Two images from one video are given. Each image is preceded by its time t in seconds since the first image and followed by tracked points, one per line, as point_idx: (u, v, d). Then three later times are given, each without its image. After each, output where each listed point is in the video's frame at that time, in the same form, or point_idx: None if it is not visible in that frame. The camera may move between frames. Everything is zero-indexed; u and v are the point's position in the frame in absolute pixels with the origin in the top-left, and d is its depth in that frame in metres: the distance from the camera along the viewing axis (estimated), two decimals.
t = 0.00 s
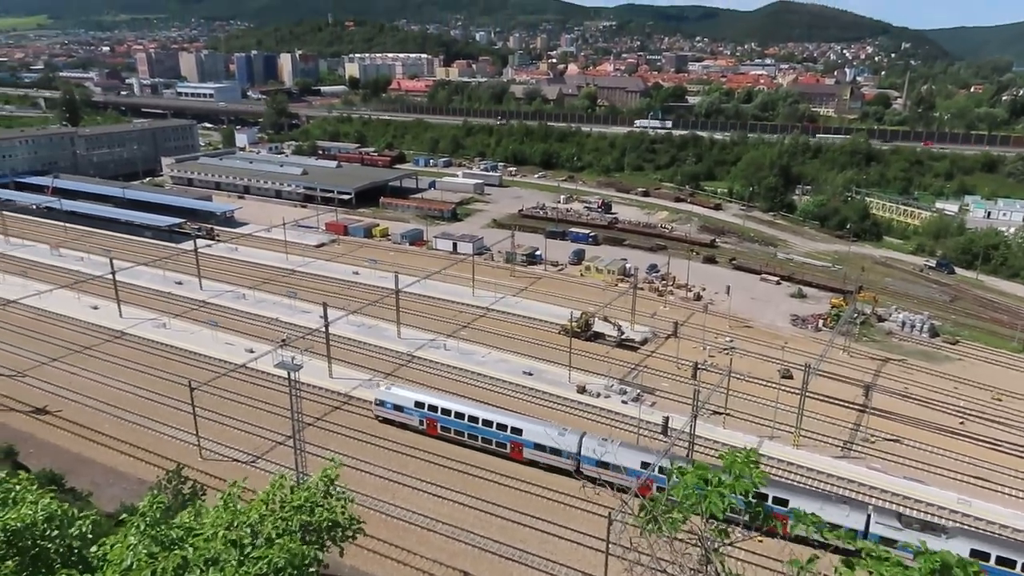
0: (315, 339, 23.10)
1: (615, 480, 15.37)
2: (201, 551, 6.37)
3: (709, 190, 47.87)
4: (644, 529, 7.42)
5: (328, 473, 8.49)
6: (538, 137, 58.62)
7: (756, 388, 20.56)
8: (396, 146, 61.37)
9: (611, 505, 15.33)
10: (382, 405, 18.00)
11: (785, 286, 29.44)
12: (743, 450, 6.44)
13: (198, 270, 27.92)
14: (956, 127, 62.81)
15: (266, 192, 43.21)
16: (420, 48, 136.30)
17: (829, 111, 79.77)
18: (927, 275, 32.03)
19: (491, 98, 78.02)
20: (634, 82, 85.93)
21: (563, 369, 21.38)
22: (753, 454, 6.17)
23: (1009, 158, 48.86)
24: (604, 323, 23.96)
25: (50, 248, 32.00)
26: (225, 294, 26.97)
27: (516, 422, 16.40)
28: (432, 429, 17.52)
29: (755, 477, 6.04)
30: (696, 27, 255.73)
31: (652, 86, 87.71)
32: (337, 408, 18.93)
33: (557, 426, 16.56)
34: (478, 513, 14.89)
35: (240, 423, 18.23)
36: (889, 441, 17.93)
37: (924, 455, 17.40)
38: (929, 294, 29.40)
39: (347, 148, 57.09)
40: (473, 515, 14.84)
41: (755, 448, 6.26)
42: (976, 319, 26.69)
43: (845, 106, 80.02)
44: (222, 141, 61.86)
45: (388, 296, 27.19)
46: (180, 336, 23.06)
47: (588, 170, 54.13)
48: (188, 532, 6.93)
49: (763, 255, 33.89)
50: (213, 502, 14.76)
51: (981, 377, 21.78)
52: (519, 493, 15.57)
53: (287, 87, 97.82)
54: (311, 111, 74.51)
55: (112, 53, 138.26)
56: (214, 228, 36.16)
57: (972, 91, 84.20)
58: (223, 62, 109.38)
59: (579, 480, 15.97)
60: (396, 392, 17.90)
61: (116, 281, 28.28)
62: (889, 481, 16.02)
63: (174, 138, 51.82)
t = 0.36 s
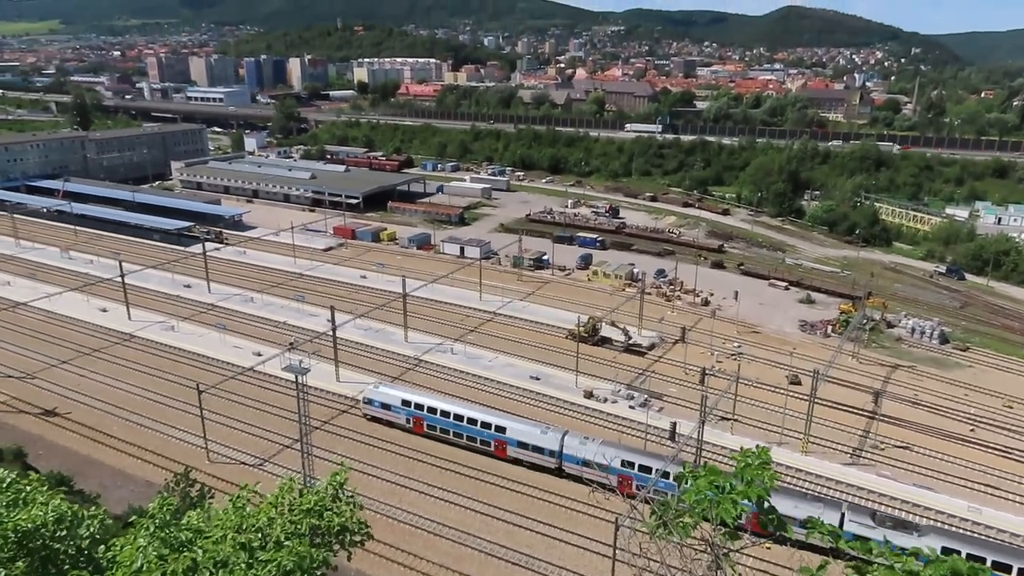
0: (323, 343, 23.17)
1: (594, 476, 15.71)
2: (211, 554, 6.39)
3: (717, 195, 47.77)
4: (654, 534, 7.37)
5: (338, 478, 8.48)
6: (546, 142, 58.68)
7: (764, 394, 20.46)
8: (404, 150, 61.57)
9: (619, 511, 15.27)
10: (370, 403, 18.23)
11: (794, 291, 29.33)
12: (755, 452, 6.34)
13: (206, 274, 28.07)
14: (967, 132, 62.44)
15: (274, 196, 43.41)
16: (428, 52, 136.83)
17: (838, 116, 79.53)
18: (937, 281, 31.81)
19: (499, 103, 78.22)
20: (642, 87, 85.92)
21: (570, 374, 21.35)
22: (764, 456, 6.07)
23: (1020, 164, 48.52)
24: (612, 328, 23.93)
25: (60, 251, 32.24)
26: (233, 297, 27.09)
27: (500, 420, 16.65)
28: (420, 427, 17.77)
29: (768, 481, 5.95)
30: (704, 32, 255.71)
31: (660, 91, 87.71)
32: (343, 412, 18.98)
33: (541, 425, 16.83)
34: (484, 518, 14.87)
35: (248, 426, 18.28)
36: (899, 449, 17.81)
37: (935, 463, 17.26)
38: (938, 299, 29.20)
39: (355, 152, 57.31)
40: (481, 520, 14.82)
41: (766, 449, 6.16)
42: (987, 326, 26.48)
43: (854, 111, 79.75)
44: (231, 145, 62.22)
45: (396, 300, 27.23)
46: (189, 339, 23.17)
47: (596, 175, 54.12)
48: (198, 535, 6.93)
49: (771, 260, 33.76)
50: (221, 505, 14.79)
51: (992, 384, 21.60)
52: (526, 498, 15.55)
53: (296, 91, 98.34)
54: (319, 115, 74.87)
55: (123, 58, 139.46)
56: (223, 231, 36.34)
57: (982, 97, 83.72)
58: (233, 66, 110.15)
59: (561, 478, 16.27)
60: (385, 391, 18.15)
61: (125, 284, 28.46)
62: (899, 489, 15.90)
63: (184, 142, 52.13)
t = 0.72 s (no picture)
0: (332, 346, 23.24)
1: (578, 474, 16.00)
2: (221, 556, 6.46)
3: (727, 199, 47.64)
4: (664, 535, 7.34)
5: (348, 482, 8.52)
6: (556, 146, 58.74)
7: (774, 399, 20.36)
8: (414, 155, 61.78)
9: (628, 516, 15.25)
10: (360, 401, 18.55)
11: (804, 296, 29.20)
12: (762, 455, 6.30)
13: (217, 277, 28.27)
14: (980, 136, 61.97)
15: (284, 200, 43.67)
16: (438, 57, 137.33)
17: (849, 120, 79.17)
18: (950, 286, 31.57)
19: (508, 107, 78.40)
20: (651, 91, 85.87)
21: (579, 379, 21.33)
22: (772, 459, 6.03)
23: None
24: (621, 332, 23.89)
25: (72, 255, 32.55)
26: (244, 300, 27.26)
27: (487, 419, 16.93)
28: (408, 425, 18.08)
29: (776, 485, 5.91)
30: (714, 36, 255.25)
31: (669, 95, 87.63)
32: (351, 415, 19.04)
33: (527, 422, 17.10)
34: (493, 523, 14.88)
35: (258, 429, 18.38)
36: (910, 455, 17.68)
37: (947, 470, 17.11)
38: (950, 305, 29.00)
39: (365, 156, 57.57)
40: (490, 525, 14.82)
41: (774, 452, 6.12)
42: (1000, 331, 26.26)
43: (865, 115, 79.36)
44: (242, 149, 62.67)
45: (405, 303, 27.30)
46: (199, 342, 23.36)
47: (605, 179, 54.12)
48: (209, 537, 6.99)
49: (781, 265, 33.61)
50: (229, 508, 14.87)
51: (1005, 391, 21.40)
52: (534, 503, 15.55)
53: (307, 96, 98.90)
54: (329, 119, 75.25)
55: (136, 62, 140.60)
56: (234, 235, 36.59)
57: (995, 101, 83.08)
58: (244, 71, 111.03)
59: (545, 475, 16.52)
60: (374, 390, 18.47)
61: (137, 287, 28.69)
62: (910, 496, 15.78)
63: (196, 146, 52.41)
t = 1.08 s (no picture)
0: (341, 350, 23.33)
1: (561, 471, 16.26)
2: (233, 557, 6.51)
3: (737, 204, 47.52)
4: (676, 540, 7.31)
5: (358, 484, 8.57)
6: (565, 150, 58.79)
7: (784, 405, 20.28)
8: (423, 159, 61.99)
9: (637, 522, 15.22)
10: (351, 399, 18.88)
11: (814, 301, 29.06)
12: (777, 459, 6.22)
13: (227, 280, 28.47)
14: (993, 140, 61.49)
15: (295, 204, 43.94)
16: (448, 62, 137.80)
17: (860, 124, 78.83)
18: (962, 292, 31.33)
19: (517, 112, 78.58)
20: (661, 95, 85.83)
21: (588, 383, 21.30)
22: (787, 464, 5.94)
23: None
24: (630, 337, 23.86)
25: (85, 258, 32.86)
26: (254, 303, 27.45)
27: (474, 416, 17.21)
28: (398, 423, 18.36)
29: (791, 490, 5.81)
30: (724, 41, 254.82)
31: (679, 99, 87.56)
32: (360, 419, 19.10)
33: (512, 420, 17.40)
34: (502, 527, 14.87)
35: (267, 432, 18.47)
36: (922, 461, 17.54)
37: (960, 477, 16.97)
38: (963, 310, 28.78)
39: (375, 161, 57.82)
40: (499, 530, 14.82)
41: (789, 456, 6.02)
42: (1013, 337, 26.04)
43: (877, 119, 78.98)
44: (253, 153, 63.11)
45: (414, 307, 27.40)
46: (210, 345, 23.53)
47: (615, 183, 54.09)
48: (220, 538, 7.04)
49: (791, 269, 33.48)
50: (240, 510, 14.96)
51: (1018, 397, 21.20)
52: (544, 508, 15.53)
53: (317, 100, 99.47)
54: (340, 123, 75.68)
55: (148, 67, 141.79)
56: (245, 238, 36.85)
57: (1008, 105, 82.47)
58: (255, 76, 111.90)
59: (529, 472, 16.81)
60: (365, 387, 18.77)
61: (149, 290, 28.93)
62: (923, 502, 15.65)
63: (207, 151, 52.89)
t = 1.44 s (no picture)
0: (349, 354, 23.38)
1: (545, 469, 16.52)
2: (241, 561, 6.52)
3: (745, 208, 47.38)
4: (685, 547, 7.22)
5: (366, 489, 8.57)
6: (573, 154, 58.81)
7: (793, 410, 20.18)
8: (431, 163, 62.13)
9: (645, 527, 15.16)
10: (342, 397, 19.18)
11: (823, 306, 28.91)
12: (805, 471, 5.94)
13: (236, 284, 28.59)
14: (1004, 144, 61.09)
15: (303, 208, 44.12)
16: (456, 66, 138.17)
17: (870, 128, 78.52)
18: (973, 297, 31.11)
19: (525, 116, 78.73)
20: (669, 100, 85.77)
21: (595, 388, 21.26)
22: (814, 475, 5.68)
23: None
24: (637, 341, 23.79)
25: (95, 261, 33.08)
26: (263, 307, 27.55)
27: (459, 414, 17.51)
28: (386, 421, 18.64)
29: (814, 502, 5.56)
30: (732, 45, 254.36)
31: (687, 104, 87.48)
32: (367, 422, 19.11)
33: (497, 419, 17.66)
34: (508, 532, 14.86)
35: (274, 435, 18.52)
36: (933, 468, 17.39)
37: (971, 484, 16.81)
38: (973, 316, 28.57)
39: (383, 165, 58.01)
40: (506, 535, 14.79)
41: (815, 467, 5.75)
42: None
43: (886, 124, 78.63)
44: (262, 157, 63.43)
45: (422, 311, 27.42)
46: (218, 348, 23.62)
47: (622, 187, 54.04)
48: (228, 541, 7.06)
49: (800, 274, 33.34)
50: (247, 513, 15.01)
51: None
52: (551, 513, 15.49)
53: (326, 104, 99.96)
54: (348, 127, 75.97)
55: (159, 72, 142.95)
56: (253, 242, 37.01)
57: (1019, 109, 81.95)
58: (264, 80, 112.53)
59: (514, 470, 17.06)
60: (356, 386, 19.06)
61: (158, 293, 29.10)
62: (934, 510, 15.51)
63: (216, 154, 53.10)
